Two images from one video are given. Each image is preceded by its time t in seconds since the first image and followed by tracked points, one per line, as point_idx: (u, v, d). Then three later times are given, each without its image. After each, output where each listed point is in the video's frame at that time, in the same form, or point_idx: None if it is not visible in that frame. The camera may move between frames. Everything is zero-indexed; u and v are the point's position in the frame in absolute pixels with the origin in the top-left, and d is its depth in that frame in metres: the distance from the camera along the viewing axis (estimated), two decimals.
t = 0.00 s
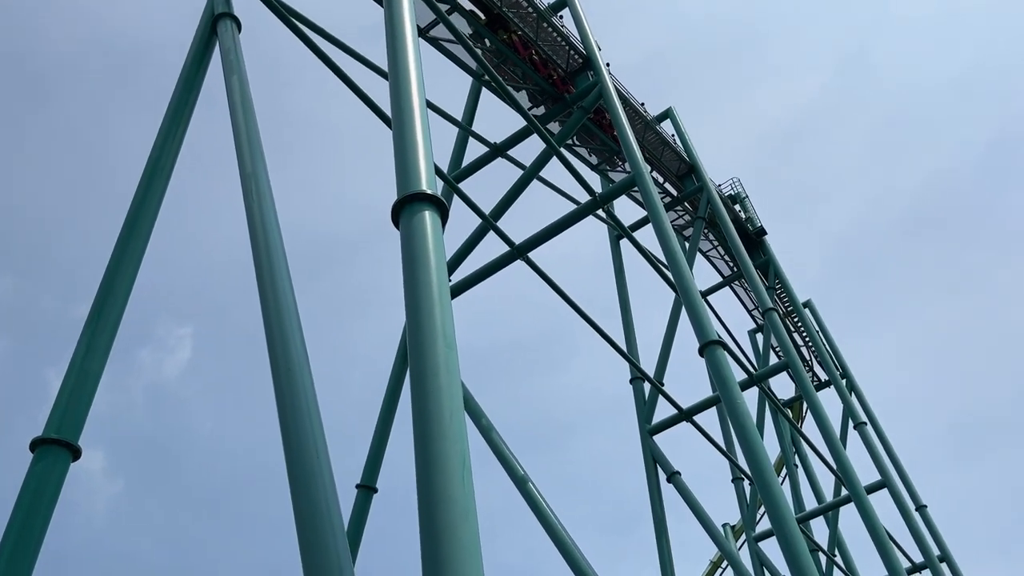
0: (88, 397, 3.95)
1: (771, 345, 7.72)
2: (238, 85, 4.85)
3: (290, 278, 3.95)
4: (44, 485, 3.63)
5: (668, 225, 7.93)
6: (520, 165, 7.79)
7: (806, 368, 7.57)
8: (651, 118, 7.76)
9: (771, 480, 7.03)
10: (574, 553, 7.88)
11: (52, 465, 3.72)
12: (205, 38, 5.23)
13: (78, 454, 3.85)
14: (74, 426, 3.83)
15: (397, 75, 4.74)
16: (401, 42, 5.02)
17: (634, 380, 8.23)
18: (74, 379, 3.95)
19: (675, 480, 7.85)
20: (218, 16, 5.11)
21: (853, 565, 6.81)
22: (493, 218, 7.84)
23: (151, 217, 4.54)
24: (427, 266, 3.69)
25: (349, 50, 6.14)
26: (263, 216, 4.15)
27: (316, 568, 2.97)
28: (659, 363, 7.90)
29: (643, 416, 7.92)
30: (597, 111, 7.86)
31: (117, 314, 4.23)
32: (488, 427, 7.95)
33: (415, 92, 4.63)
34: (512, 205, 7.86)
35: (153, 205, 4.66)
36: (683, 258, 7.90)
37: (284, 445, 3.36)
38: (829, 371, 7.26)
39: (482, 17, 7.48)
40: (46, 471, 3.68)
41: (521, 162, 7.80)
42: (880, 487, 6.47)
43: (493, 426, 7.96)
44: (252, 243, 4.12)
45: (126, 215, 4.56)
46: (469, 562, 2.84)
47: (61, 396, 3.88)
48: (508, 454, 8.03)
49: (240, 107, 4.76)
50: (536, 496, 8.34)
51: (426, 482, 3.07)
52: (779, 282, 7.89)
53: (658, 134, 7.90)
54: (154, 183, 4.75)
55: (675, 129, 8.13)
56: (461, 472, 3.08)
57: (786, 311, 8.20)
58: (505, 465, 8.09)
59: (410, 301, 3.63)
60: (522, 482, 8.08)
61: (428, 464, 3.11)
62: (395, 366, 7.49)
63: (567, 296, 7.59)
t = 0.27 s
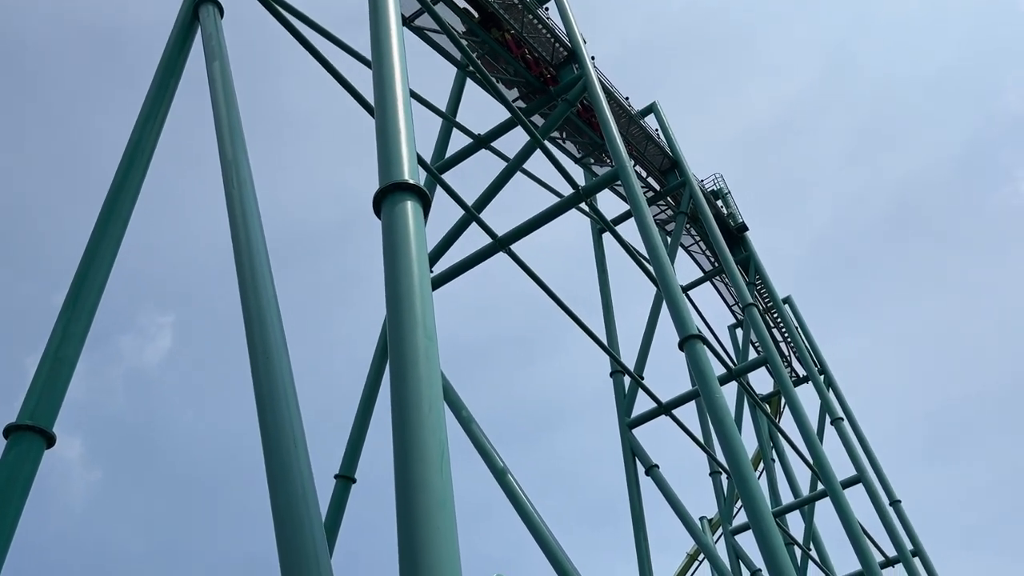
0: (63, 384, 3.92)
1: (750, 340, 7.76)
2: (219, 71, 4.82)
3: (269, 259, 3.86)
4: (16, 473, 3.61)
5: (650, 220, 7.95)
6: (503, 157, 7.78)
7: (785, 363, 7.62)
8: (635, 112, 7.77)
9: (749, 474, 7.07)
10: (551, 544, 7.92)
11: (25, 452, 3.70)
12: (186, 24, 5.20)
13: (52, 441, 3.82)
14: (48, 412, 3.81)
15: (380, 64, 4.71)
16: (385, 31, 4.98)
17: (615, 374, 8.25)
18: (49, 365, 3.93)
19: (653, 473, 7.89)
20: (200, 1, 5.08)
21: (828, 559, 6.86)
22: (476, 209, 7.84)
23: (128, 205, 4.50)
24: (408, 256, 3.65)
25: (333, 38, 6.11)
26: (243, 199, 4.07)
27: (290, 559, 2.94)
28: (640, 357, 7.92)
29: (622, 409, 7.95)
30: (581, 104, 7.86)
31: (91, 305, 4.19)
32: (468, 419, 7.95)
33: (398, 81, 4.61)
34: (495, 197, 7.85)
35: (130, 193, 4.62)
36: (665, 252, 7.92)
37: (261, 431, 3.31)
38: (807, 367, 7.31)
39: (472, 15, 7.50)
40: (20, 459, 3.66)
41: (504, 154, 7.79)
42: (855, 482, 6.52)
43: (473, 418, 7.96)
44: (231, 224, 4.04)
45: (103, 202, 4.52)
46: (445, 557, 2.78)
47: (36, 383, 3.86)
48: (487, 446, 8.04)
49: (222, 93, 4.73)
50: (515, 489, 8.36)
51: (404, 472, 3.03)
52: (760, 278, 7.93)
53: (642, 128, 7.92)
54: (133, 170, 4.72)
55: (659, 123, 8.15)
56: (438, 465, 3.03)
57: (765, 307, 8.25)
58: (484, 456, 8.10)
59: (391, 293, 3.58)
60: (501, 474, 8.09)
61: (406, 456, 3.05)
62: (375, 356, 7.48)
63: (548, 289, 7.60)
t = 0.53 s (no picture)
0: (39, 369, 3.89)
1: (730, 334, 7.81)
2: (202, 56, 4.79)
3: (249, 240, 3.81)
4: None
5: (633, 212, 7.97)
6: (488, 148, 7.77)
7: (764, 357, 7.67)
8: (620, 104, 7.78)
9: (727, 466, 7.11)
10: (530, 535, 7.97)
11: None
12: (168, 9, 5.16)
13: (28, 427, 3.81)
14: (24, 398, 3.78)
15: (365, 53, 4.69)
16: (370, 21, 4.96)
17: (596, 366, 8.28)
18: (25, 350, 3.90)
19: (633, 465, 7.92)
20: None
21: (804, 552, 6.92)
22: (460, 200, 7.83)
23: (108, 189, 4.47)
24: (391, 246, 3.62)
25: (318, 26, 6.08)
26: (224, 183, 4.03)
27: (267, 536, 2.81)
28: (621, 349, 7.95)
29: (603, 401, 7.98)
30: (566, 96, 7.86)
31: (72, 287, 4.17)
32: (448, 410, 7.96)
33: (383, 71, 4.59)
34: (478, 188, 7.84)
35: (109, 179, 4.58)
36: (647, 245, 7.94)
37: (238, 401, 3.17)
38: (787, 361, 7.36)
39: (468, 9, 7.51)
40: None
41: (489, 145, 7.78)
42: (832, 475, 6.57)
43: (453, 408, 7.97)
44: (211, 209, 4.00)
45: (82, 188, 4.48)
46: (425, 548, 2.75)
47: (12, 368, 3.83)
48: (467, 436, 8.05)
49: (204, 78, 4.70)
50: (495, 479, 8.38)
51: (383, 460, 2.98)
52: (741, 272, 7.97)
53: (627, 121, 7.94)
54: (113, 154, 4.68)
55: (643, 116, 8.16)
56: (419, 454, 2.99)
57: (746, 301, 8.30)
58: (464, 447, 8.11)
59: (372, 282, 3.54)
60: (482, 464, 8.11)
61: (385, 446, 3.01)
62: (356, 345, 7.47)
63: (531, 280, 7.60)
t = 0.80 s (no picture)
0: (17, 354, 3.87)
1: (713, 326, 7.84)
2: (185, 40, 4.76)
3: (232, 222, 3.77)
4: None
5: (619, 204, 7.98)
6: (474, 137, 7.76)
7: (747, 350, 7.71)
8: (607, 96, 7.79)
9: (708, 457, 7.14)
10: (511, 525, 8.00)
11: None
12: None
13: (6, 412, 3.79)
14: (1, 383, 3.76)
15: (351, 40, 4.67)
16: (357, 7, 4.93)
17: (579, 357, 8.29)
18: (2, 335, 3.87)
19: (614, 456, 7.96)
20: None
21: (782, 543, 6.97)
22: (445, 189, 7.82)
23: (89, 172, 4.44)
24: (375, 232, 3.61)
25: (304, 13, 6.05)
26: (208, 167, 3.99)
27: (245, 514, 2.73)
28: (604, 341, 7.97)
29: (586, 391, 8.00)
30: (553, 86, 7.86)
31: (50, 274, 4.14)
32: (431, 398, 7.96)
33: (369, 58, 4.57)
34: (464, 177, 7.83)
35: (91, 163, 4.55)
36: (632, 237, 7.96)
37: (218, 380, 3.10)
38: (769, 354, 7.40)
39: None
40: None
41: (475, 134, 7.77)
42: (812, 468, 6.62)
43: (436, 397, 7.98)
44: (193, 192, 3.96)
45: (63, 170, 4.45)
46: (406, 533, 2.71)
47: None
48: (450, 425, 8.06)
49: (187, 61, 4.67)
50: (477, 468, 8.39)
51: (364, 442, 2.96)
52: (725, 265, 8.00)
53: (613, 113, 7.94)
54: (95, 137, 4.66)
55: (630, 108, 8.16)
56: (401, 441, 2.96)
57: (729, 294, 8.34)
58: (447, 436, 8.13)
59: (356, 269, 3.52)
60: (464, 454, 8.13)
61: (367, 428, 2.99)
62: (340, 332, 7.45)
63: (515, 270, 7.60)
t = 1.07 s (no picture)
0: None
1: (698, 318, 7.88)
2: (171, 23, 4.73)
3: (217, 205, 3.75)
4: None
5: (606, 195, 7.99)
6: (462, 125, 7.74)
7: (731, 341, 7.75)
8: (595, 86, 7.79)
9: (691, 448, 7.18)
10: (495, 513, 8.03)
11: None
12: None
13: None
14: None
15: (338, 25, 4.65)
16: None
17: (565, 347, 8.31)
18: None
19: (598, 445, 7.99)
20: None
21: (763, 533, 7.03)
22: (433, 176, 7.81)
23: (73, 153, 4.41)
24: (362, 218, 3.60)
25: None
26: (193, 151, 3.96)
27: (227, 500, 2.72)
28: (590, 331, 8.00)
29: (570, 381, 8.03)
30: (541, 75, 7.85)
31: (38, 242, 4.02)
32: (416, 386, 7.97)
33: (357, 44, 4.56)
34: (451, 165, 7.82)
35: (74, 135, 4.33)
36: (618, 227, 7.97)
37: (201, 365, 3.08)
38: (752, 346, 7.43)
39: None
40: None
41: (463, 122, 7.75)
42: (793, 459, 6.67)
43: (421, 385, 7.99)
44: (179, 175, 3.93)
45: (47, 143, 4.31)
46: (388, 520, 2.71)
47: None
48: (435, 413, 8.08)
49: (173, 44, 4.64)
50: (461, 456, 8.42)
51: (348, 429, 2.95)
52: (710, 257, 8.03)
53: (602, 103, 7.94)
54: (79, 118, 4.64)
55: (618, 98, 8.16)
56: (384, 428, 2.96)
57: (714, 286, 8.37)
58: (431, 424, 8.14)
59: (342, 256, 3.51)
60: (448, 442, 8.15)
61: (351, 415, 2.98)
62: (325, 319, 7.44)
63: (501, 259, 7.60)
